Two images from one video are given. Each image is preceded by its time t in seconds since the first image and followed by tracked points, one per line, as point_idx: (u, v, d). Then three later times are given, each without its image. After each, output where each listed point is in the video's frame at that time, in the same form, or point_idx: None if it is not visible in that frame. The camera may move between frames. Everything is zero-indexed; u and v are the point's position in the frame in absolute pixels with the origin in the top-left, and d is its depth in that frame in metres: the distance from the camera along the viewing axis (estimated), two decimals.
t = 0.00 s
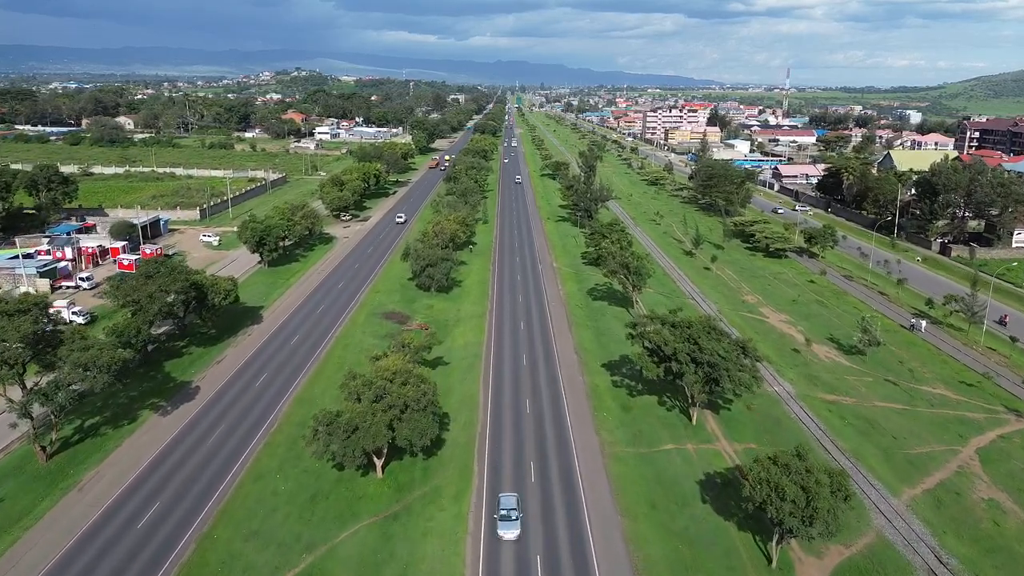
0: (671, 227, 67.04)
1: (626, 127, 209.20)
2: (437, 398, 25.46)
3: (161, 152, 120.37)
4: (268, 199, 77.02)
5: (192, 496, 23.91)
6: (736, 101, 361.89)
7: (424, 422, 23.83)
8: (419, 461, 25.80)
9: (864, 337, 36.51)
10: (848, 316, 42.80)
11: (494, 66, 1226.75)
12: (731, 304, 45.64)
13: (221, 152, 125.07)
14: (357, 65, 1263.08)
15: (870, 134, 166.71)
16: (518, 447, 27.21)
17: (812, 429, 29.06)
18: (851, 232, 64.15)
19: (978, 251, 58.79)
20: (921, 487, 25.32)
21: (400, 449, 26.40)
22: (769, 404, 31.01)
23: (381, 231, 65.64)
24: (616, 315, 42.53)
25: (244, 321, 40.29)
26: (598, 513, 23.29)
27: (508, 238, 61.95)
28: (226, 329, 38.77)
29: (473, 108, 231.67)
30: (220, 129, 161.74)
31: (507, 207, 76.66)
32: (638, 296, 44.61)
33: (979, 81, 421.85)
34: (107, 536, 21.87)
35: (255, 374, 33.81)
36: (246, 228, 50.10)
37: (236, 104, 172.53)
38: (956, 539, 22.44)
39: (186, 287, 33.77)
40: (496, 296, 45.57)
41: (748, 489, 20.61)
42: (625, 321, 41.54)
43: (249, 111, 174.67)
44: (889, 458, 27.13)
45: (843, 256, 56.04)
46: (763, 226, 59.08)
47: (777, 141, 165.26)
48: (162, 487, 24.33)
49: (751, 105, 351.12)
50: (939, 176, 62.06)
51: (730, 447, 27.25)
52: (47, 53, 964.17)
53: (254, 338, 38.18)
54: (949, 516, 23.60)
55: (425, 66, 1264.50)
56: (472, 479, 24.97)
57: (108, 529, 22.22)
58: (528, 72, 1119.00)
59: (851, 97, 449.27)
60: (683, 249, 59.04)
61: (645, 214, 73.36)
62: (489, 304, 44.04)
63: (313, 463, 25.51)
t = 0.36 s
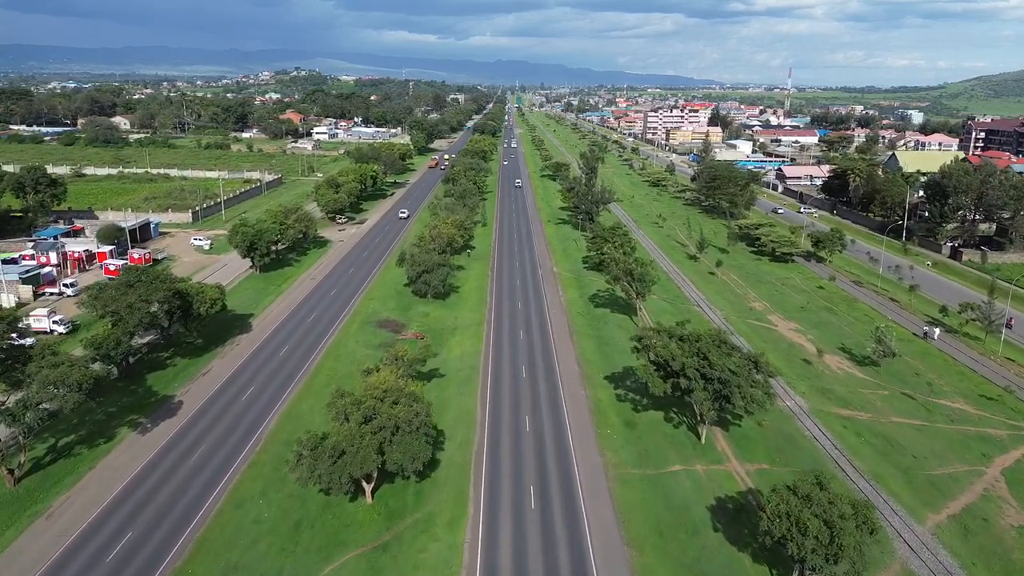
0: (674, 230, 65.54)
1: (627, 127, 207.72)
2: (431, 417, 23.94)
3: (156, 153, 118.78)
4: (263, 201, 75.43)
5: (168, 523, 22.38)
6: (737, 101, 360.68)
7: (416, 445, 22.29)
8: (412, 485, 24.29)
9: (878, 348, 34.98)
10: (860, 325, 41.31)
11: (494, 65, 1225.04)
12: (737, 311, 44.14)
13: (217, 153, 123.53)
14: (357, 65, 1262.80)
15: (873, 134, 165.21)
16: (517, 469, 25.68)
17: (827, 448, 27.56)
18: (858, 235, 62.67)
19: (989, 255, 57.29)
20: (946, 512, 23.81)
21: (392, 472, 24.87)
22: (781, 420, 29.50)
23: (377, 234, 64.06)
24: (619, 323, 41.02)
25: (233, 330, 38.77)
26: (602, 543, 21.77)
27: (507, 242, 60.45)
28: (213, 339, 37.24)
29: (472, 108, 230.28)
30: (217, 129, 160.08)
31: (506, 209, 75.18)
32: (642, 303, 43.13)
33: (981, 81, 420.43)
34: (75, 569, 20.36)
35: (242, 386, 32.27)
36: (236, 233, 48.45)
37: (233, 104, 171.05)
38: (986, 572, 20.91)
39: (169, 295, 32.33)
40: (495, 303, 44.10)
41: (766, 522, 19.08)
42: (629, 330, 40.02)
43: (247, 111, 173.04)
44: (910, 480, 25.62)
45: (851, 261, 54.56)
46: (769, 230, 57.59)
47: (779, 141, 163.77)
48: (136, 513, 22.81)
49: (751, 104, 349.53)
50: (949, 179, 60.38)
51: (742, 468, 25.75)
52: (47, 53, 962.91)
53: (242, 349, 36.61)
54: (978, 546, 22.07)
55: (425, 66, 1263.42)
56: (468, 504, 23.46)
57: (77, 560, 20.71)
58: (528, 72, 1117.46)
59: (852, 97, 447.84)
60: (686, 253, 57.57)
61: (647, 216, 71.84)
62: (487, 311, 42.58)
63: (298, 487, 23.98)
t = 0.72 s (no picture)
0: (677, 233, 64.12)
1: (628, 127, 206.27)
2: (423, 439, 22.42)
3: (151, 153, 117.20)
4: (257, 203, 73.94)
5: (140, 556, 20.84)
6: (736, 102, 360.59)
7: (407, 471, 20.71)
8: (403, 512, 22.71)
9: (893, 360, 33.49)
10: (872, 334, 39.82)
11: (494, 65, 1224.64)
12: (745, 319, 42.66)
13: (213, 154, 122.01)
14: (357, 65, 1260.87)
15: (876, 135, 163.85)
16: (516, 493, 24.12)
17: (845, 470, 26.00)
18: (867, 239, 61.17)
19: (1002, 259, 55.76)
20: (974, 541, 22.26)
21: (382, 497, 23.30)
22: (794, 439, 27.92)
23: (373, 237, 62.55)
24: (622, 332, 39.52)
25: (221, 339, 37.25)
26: None
27: (507, 246, 58.98)
28: (200, 349, 35.79)
29: (472, 109, 229.14)
30: (214, 129, 158.49)
31: (505, 212, 73.70)
32: (646, 311, 41.63)
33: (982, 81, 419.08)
34: None
35: (227, 401, 30.69)
36: (227, 237, 46.94)
37: (231, 104, 169.58)
38: None
39: (151, 305, 30.93)
40: (493, 310, 42.58)
41: (786, 561, 17.49)
42: (633, 339, 38.49)
43: (244, 111, 171.41)
44: (934, 506, 24.05)
45: (861, 266, 53.05)
46: (775, 233, 56.10)
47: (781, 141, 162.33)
48: (107, 544, 21.29)
49: (752, 105, 348.10)
50: (961, 181, 59.30)
51: (756, 493, 24.19)
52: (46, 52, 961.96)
53: (229, 360, 35.09)
54: None
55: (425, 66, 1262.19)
56: (464, 534, 21.87)
57: None
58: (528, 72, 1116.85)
59: (853, 97, 446.60)
60: (691, 258, 56.06)
61: (650, 219, 70.33)
62: (486, 319, 41.09)
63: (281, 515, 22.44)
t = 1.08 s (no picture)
0: (681, 237, 62.66)
1: (628, 127, 204.76)
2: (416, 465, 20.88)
3: (146, 154, 115.67)
4: (251, 206, 72.36)
5: None
6: (737, 102, 359.20)
7: (397, 502, 19.16)
8: (394, 542, 21.18)
9: (911, 373, 31.99)
10: (886, 344, 38.30)
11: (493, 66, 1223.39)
12: (753, 328, 41.16)
13: (209, 154, 120.50)
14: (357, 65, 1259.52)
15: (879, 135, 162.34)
16: (515, 521, 22.57)
17: (865, 494, 24.48)
18: (876, 242, 59.68)
19: (1014, 264, 54.25)
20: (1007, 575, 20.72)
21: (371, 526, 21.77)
22: (810, 460, 26.39)
23: (370, 241, 61.09)
24: (626, 341, 38.00)
25: (207, 350, 35.76)
26: None
27: (506, 250, 57.50)
28: (185, 360, 34.28)
29: (471, 109, 227.69)
30: (210, 130, 156.91)
31: (505, 214, 72.24)
32: (650, 320, 40.13)
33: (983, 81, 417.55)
34: None
35: (211, 418, 29.17)
36: (215, 243, 45.14)
37: (228, 104, 168.07)
38: None
39: (131, 317, 29.41)
40: (492, 319, 41.07)
41: None
42: (638, 349, 36.96)
43: (241, 112, 169.77)
44: (962, 534, 22.53)
45: (871, 271, 51.53)
46: (782, 237, 54.61)
47: (784, 142, 160.83)
48: None
49: (753, 104, 346.72)
50: (972, 183, 57.77)
51: (771, 520, 22.64)
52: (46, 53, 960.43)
53: (216, 373, 33.54)
54: None
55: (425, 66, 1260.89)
56: (459, 567, 20.32)
57: None
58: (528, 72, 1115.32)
59: (854, 97, 445.48)
60: (695, 262, 54.57)
61: (652, 221, 68.82)
62: (484, 328, 39.58)
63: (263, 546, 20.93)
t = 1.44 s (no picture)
0: (684, 240, 61.12)
1: (629, 128, 203.15)
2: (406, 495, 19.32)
3: (140, 155, 113.96)
4: (245, 208, 70.83)
5: None
6: (737, 102, 357.75)
7: (385, 539, 17.57)
8: None
9: (931, 387, 30.43)
10: (901, 354, 36.78)
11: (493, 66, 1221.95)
12: (762, 337, 39.61)
13: (205, 155, 118.82)
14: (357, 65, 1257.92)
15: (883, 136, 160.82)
16: (513, 552, 21.00)
17: (888, 521, 22.92)
18: (885, 246, 58.11)
19: None
20: None
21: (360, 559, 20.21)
22: (828, 483, 24.81)
23: (366, 244, 59.53)
24: (630, 351, 36.44)
25: (193, 361, 34.21)
26: None
27: (506, 254, 55.99)
28: (167, 373, 32.70)
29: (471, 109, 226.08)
30: (207, 130, 155.29)
31: (505, 217, 70.73)
32: (655, 329, 38.59)
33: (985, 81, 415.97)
34: None
35: (193, 436, 27.62)
36: (205, 247, 43.76)
37: (225, 104, 166.42)
38: None
39: (108, 329, 27.80)
40: (491, 328, 39.49)
41: None
42: (643, 360, 35.42)
43: (238, 112, 168.14)
44: (993, 567, 20.98)
45: (881, 277, 50.00)
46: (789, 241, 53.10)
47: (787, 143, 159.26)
48: None
49: (754, 104, 345.18)
50: (984, 185, 56.12)
51: (789, 552, 21.09)
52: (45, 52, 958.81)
53: (199, 387, 31.85)
54: None
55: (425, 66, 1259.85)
56: None
57: None
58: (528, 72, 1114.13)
59: (855, 97, 444.07)
60: (700, 267, 53.04)
61: (655, 225, 67.31)
62: (482, 337, 38.05)
63: None
